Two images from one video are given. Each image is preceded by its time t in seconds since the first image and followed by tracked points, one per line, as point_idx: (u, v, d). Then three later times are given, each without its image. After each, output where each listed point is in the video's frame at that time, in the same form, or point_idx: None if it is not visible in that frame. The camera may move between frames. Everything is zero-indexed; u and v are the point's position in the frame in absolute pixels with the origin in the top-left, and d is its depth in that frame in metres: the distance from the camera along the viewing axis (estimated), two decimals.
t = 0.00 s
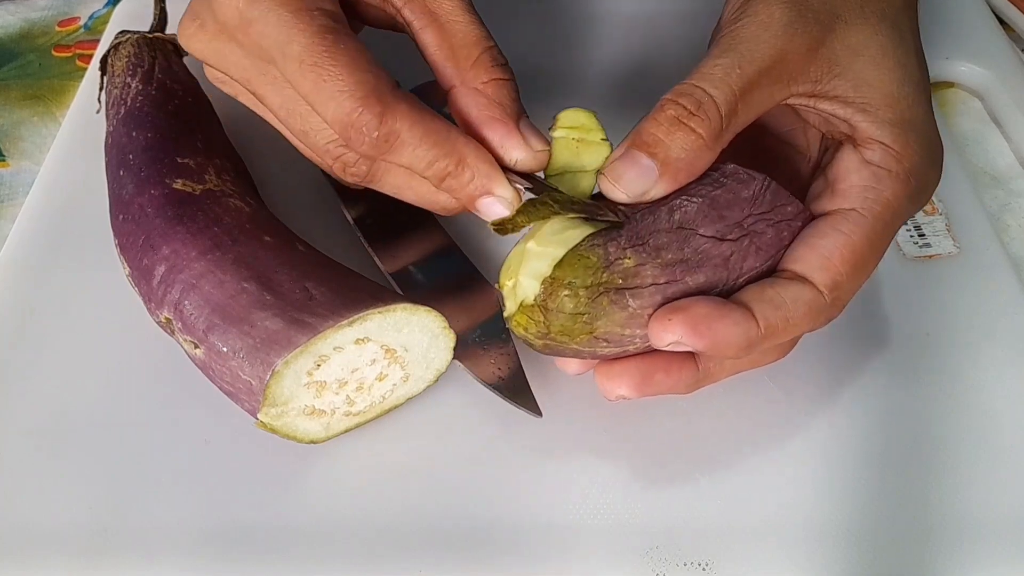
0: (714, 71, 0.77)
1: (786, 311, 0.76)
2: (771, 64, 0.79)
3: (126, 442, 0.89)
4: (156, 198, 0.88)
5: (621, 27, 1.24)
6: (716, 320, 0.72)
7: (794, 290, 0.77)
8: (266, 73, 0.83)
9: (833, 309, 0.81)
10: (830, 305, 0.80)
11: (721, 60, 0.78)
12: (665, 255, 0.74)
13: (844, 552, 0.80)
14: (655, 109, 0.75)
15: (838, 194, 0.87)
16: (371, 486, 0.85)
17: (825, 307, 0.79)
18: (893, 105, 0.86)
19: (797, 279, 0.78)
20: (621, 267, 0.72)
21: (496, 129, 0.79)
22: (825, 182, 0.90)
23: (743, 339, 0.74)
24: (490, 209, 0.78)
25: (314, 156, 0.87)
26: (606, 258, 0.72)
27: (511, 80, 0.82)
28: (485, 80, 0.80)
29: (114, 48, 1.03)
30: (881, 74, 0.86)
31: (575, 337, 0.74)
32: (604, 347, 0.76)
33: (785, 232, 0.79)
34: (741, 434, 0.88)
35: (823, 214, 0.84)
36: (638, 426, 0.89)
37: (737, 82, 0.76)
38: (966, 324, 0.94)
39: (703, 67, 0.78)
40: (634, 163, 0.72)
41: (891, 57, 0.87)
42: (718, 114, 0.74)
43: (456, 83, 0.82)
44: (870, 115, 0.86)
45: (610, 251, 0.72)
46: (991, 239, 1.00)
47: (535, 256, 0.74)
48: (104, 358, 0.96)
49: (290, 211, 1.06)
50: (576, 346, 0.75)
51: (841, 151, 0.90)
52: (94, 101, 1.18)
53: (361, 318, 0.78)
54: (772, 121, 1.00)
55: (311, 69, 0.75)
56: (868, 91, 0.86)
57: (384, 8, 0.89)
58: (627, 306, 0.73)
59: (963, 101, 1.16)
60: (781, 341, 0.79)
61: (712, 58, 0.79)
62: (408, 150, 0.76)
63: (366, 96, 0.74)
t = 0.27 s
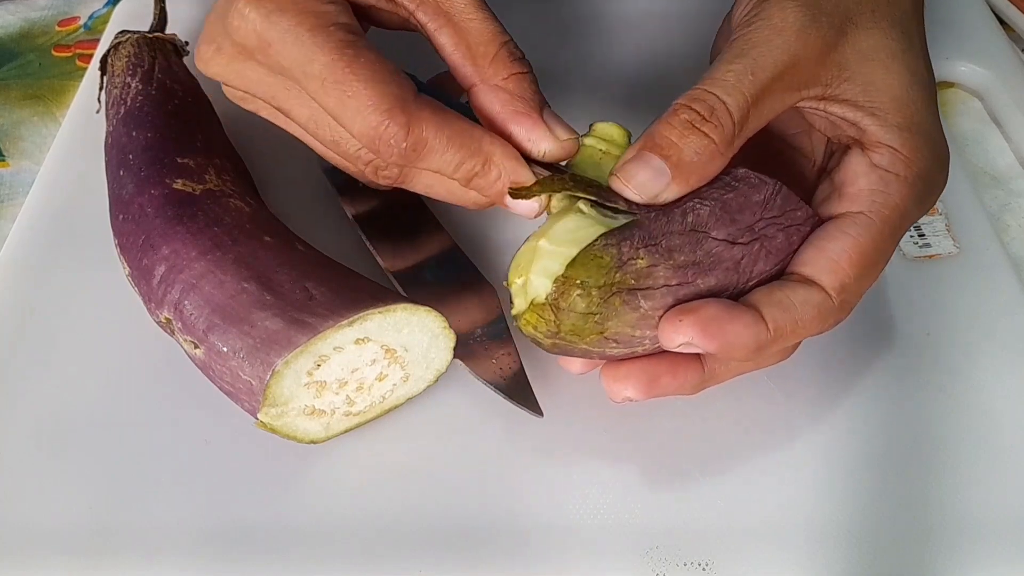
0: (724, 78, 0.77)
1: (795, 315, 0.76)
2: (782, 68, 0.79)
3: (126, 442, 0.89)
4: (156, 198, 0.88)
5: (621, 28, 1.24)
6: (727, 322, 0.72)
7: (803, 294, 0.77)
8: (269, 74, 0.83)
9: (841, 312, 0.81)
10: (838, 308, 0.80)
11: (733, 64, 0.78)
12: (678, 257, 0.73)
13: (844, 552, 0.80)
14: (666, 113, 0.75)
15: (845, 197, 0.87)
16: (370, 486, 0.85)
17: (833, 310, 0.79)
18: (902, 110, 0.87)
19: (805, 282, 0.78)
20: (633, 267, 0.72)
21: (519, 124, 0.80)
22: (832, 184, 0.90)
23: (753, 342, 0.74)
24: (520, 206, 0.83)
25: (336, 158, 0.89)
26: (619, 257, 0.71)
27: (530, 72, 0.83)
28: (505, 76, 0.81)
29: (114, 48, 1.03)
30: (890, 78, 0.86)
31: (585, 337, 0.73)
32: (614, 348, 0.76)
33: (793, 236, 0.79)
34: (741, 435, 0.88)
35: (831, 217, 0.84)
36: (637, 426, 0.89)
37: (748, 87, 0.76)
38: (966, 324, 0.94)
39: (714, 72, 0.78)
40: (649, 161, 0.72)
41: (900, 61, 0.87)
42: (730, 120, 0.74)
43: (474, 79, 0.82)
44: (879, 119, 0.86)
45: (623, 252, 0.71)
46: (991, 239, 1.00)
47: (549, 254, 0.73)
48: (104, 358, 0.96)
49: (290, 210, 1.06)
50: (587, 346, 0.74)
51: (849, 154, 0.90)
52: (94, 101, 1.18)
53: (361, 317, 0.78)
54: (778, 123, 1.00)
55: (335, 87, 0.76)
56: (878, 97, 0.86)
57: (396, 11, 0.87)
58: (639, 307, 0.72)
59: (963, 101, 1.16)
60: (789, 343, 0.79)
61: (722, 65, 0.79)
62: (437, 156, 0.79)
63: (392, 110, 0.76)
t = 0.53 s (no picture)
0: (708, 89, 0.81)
1: (790, 329, 0.78)
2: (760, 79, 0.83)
3: (126, 442, 0.89)
4: (155, 198, 0.88)
5: (621, 28, 1.24)
6: (725, 351, 0.74)
7: (795, 306, 0.79)
8: (269, 56, 0.83)
9: (835, 320, 0.83)
10: (830, 316, 0.81)
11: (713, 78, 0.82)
12: (675, 275, 0.73)
13: (844, 552, 0.80)
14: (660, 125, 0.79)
15: (831, 199, 0.88)
16: (370, 486, 0.85)
17: (827, 318, 0.81)
18: (884, 110, 0.88)
19: (798, 293, 0.80)
20: (633, 290, 0.71)
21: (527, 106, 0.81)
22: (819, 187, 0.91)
23: (750, 365, 0.76)
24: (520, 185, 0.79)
25: (336, 149, 0.88)
26: (617, 281, 0.70)
27: (528, 57, 0.85)
28: (504, 59, 0.84)
29: (114, 48, 1.03)
30: (871, 80, 0.89)
31: (585, 362, 0.73)
32: (612, 369, 0.76)
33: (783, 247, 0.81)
34: (741, 434, 0.88)
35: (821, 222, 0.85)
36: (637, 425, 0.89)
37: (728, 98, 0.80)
38: (966, 324, 0.94)
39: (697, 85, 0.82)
40: (645, 148, 0.71)
41: (882, 62, 0.89)
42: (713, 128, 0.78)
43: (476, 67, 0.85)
44: (861, 121, 0.88)
45: (621, 275, 0.70)
46: (991, 239, 1.00)
47: (543, 283, 0.72)
48: (104, 358, 0.96)
49: (290, 210, 1.06)
50: (587, 370, 0.74)
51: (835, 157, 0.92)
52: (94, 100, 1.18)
53: (361, 317, 0.78)
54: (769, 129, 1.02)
55: (336, 62, 0.76)
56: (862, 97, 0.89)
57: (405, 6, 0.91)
58: (638, 330, 0.72)
59: (963, 101, 1.16)
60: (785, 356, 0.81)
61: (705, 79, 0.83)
62: (440, 131, 0.78)
63: (394, 83, 0.75)
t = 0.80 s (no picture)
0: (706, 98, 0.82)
1: (796, 324, 0.79)
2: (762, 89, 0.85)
3: (126, 442, 0.89)
4: (156, 198, 0.88)
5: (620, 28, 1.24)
6: (733, 358, 0.75)
7: (801, 297, 0.80)
8: None
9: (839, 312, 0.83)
10: (835, 306, 0.82)
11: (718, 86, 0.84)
12: (680, 272, 0.73)
13: (844, 552, 0.80)
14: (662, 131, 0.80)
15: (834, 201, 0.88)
16: (370, 486, 0.85)
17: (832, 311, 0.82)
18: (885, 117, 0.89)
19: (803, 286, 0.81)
20: (639, 291, 0.71)
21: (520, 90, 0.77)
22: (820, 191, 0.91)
23: (762, 368, 0.76)
24: (498, 147, 0.68)
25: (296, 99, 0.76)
26: (623, 284, 0.71)
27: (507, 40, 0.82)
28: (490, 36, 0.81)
29: (114, 48, 1.03)
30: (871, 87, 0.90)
31: (598, 367, 0.73)
32: (625, 372, 0.76)
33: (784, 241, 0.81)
34: (741, 434, 0.88)
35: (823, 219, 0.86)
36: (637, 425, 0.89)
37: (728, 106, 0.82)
38: (966, 323, 0.94)
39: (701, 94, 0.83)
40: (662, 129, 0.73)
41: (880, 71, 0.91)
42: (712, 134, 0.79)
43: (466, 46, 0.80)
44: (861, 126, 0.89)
45: (626, 277, 0.71)
46: (991, 239, 1.00)
47: (549, 292, 0.72)
48: (104, 358, 0.96)
49: (288, 209, 1.06)
50: (600, 375, 0.74)
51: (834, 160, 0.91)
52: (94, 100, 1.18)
53: (361, 318, 0.78)
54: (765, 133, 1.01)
55: None
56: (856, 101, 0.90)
57: None
58: (648, 330, 0.72)
59: (963, 101, 1.16)
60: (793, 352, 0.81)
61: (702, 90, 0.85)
62: (428, 66, 0.64)
63: None
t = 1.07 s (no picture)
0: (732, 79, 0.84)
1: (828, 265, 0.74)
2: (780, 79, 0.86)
3: (126, 442, 0.89)
4: (155, 198, 0.88)
5: (620, 28, 1.24)
6: (765, 271, 0.69)
7: (830, 247, 0.76)
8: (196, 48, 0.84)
9: (869, 274, 0.79)
10: (866, 259, 0.79)
11: (737, 71, 0.85)
12: (694, 243, 0.72)
13: (844, 551, 0.80)
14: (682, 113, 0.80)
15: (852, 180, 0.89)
16: (371, 486, 0.85)
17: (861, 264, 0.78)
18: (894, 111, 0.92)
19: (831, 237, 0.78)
20: (655, 263, 0.71)
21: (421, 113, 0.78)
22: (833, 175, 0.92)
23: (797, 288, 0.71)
24: (389, 190, 0.78)
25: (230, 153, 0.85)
26: (640, 256, 0.71)
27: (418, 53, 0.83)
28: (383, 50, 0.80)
29: (114, 48, 1.03)
30: (884, 82, 0.93)
31: (621, 344, 0.73)
32: (649, 350, 0.75)
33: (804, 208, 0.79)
34: (741, 434, 0.88)
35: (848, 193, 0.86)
36: (637, 426, 0.89)
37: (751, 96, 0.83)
38: (967, 323, 0.94)
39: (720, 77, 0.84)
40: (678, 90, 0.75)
41: (895, 71, 0.93)
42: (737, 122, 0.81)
43: (360, 53, 0.81)
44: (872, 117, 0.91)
45: (642, 249, 0.71)
46: (991, 239, 1.00)
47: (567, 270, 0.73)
48: (104, 358, 0.96)
49: (288, 209, 1.06)
50: (624, 353, 0.74)
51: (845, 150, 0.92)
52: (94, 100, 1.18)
53: (360, 317, 0.78)
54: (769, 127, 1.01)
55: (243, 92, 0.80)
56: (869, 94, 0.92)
57: None
58: (668, 302, 0.72)
59: (963, 101, 1.16)
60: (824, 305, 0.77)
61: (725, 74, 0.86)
62: (283, 145, 0.79)
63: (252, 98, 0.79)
